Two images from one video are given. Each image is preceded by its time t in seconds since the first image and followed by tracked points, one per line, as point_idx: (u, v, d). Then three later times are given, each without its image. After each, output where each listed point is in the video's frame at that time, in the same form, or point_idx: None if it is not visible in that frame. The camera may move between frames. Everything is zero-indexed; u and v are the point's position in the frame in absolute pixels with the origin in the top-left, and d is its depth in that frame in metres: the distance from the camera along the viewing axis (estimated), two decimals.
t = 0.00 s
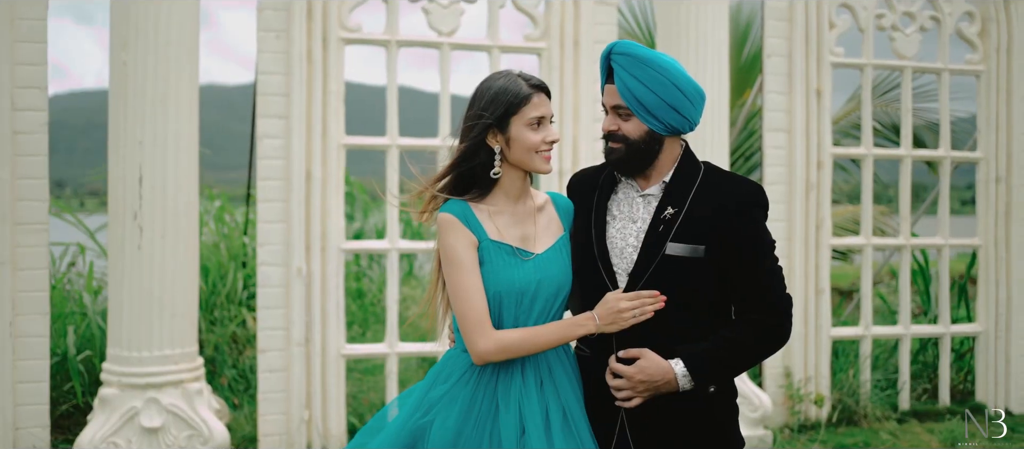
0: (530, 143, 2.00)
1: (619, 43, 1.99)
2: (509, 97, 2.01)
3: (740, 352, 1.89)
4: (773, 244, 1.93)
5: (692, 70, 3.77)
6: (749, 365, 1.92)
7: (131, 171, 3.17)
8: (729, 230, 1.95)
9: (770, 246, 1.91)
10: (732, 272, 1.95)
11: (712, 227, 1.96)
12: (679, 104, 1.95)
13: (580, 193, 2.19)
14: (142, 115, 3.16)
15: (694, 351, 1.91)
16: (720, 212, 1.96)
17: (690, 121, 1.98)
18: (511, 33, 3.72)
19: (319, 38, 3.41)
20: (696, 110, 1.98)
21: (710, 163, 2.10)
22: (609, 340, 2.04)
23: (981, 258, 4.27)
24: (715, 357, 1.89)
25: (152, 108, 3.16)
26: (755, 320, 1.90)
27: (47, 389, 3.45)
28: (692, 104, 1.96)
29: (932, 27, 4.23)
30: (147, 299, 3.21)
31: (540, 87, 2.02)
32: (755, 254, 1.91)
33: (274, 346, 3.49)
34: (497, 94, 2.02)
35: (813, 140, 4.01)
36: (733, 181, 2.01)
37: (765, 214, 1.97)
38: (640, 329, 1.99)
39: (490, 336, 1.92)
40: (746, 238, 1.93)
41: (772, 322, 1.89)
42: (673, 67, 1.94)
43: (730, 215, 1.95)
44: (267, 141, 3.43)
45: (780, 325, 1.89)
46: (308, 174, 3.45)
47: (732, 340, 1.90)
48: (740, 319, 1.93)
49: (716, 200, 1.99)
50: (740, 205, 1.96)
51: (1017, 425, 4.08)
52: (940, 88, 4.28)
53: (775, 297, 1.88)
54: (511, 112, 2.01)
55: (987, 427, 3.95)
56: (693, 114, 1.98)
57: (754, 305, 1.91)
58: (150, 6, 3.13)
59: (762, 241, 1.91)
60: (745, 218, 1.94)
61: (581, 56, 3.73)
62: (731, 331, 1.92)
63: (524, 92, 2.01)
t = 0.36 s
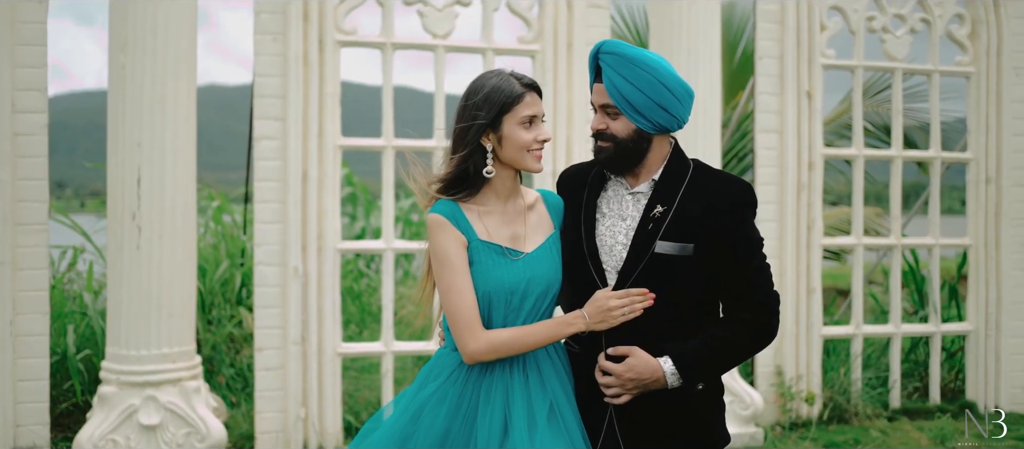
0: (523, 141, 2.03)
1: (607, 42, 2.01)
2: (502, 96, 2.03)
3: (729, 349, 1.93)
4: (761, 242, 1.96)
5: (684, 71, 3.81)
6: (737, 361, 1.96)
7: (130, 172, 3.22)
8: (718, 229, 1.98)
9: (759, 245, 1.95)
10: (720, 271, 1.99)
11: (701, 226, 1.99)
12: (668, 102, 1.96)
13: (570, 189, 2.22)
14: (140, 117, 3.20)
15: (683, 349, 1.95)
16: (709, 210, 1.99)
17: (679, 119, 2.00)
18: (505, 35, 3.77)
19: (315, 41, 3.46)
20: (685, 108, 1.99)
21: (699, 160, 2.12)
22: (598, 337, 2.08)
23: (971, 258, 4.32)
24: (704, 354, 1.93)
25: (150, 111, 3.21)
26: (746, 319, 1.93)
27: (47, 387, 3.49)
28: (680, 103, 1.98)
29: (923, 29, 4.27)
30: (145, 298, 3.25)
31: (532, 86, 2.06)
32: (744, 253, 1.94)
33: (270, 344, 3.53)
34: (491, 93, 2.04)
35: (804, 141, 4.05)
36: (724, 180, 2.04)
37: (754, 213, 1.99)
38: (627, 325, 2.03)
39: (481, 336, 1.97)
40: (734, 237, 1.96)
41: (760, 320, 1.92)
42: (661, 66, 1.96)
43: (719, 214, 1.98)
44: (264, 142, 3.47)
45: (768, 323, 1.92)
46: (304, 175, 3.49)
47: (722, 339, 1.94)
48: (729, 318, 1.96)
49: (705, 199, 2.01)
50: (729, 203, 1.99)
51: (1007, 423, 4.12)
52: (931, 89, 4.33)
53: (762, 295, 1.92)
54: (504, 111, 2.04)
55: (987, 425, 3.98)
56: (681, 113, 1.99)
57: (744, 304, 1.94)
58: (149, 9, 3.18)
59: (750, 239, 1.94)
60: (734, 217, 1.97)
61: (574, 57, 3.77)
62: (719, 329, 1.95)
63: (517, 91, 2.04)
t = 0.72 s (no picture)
0: (513, 144, 1.98)
1: (595, 47, 1.99)
2: (493, 99, 1.99)
3: (717, 356, 1.90)
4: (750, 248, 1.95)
5: (676, 74, 3.86)
6: (726, 368, 1.93)
7: (129, 174, 3.27)
8: (707, 235, 1.96)
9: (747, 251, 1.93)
10: (709, 277, 1.97)
11: (689, 231, 1.97)
12: (656, 108, 1.94)
13: (559, 194, 2.21)
14: (139, 120, 3.25)
15: (669, 355, 1.92)
16: (697, 216, 1.98)
17: (667, 124, 1.98)
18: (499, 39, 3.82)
19: (311, 45, 3.51)
20: (673, 113, 1.98)
21: (688, 165, 2.11)
22: (585, 342, 2.07)
23: (961, 258, 4.36)
24: (692, 361, 1.90)
25: (149, 113, 3.25)
26: (736, 323, 1.90)
27: (47, 385, 3.53)
28: (669, 108, 1.96)
29: (913, 32, 4.32)
30: (144, 297, 3.30)
31: (523, 88, 2.02)
32: (732, 259, 1.92)
33: (267, 344, 3.57)
34: (481, 97, 2.00)
35: (795, 142, 4.10)
36: (710, 185, 2.03)
37: (743, 219, 1.98)
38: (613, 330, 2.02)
39: (470, 341, 1.94)
40: (723, 243, 1.94)
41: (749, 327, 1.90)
42: (649, 71, 1.94)
43: (708, 219, 1.97)
44: (261, 144, 3.52)
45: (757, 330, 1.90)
46: (301, 177, 3.54)
47: (709, 345, 1.90)
48: (717, 324, 1.93)
49: (693, 204, 2.00)
50: (718, 209, 1.97)
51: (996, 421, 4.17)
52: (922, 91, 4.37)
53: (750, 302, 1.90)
54: (495, 114, 1.99)
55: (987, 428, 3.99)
56: (670, 118, 1.97)
57: (732, 309, 1.92)
58: (148, 14, 3.23)
59: (738, 246, 1.93)
60: (722, 222, 1.95)
61: (567, 61, 3.82)
62: (707, 336, 1.92)
63: (507, 94, 2.00)
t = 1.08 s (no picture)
0: (504, 146, 1.97)
1: (585, 53, 1.98)
2: (483, 101, 1.97)
3: (707, 362, 1.89)
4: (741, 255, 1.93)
5: (669, 74, 3.90)
6: (716, 376, 1.91)
7: (128, 173, 3.31)
8: (698, 242, 1.94)
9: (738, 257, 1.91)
10: (698, 285, 1.95)
11: (680, 238, 1.96)
12: (647, 112, 1.93)
13: (551, 198, 2.19)
14: (137, 120, 3.29)
15: (659, 364, 1.91)
16: (688, 223, 1.96)
17: (659, 129, 1.97)
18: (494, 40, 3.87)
19: (308, 46, 3.55)
20: (665, 119, 1.97)
21: (680, 171, 2.10)
22: (574, 348, 2.04)
23: (952, 257, 4.41)
24: (682, 370, 1.89)
25: (147, 114, 3.29)
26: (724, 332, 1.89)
27: (47, 383, 3.57)
28: (660, 113, 1.95)
29: (905, 34, 4.35)
30: (143, 296, 3.34)
31: (514, 90, 2.00)
32: (723, 266, 1.90)
33: (264, 341, 3.61)
34: (472, 98, 1.98)
35: (788, 142, 4.14)
36: (701, 191, 2.01)
37: (734, 226, 1.96)
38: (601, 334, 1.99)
39: (459, 347, 1.91)
40: (713, 250, 1.92)
41: (739, 334, 1.88)
42: (640, 75, 1.93)
43: (698, 226, 1.95)
44: (259, 144, 3.55)
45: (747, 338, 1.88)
46: (298, 177, 3.58)
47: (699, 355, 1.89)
48: (707, 331, 1.92)
49: (684, 211, 1.98)
50: (708, 215, 1.95)
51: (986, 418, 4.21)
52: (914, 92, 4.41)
53: (741, 309, 1.88)
54: (486, 116, 1.97)
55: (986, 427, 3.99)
56: (661, 123, 1.96)
57: (722, 318, 1.91)
58: (147, 15, 3.28)
59: (729, 252, 1.91)
60: (713, 229, 1.93)
61: (562, 62, 3.87)
62: (697, 344, 1.91)
63: (498, 95, 1.98)
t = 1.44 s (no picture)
0: (495, 146, 2.00)
1: (576, 52, 2.00)
2: (475, 99, 2.00)
3: (700, 363, 1.91)
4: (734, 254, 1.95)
5: (663, 76, 3.94)
6: (707, 377, 1.93)
7: (127, 174, 3.35)
8: (690, 240, 1.96)
9: (731, 256, 1.93)
10: (689, 284, 1.98)
11: (672, 236, 1.98)
12: (640, 112, 1.96)
13: (544, 198, 2.22)
14: (136, 121, 3.33)
15: (648, 363, 1.94)
16: (680, 222, 1.98)
17: (652, 129, 2.00)
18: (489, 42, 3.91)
19: (305, 48, 3.59)
20: (658, 118, 1.99)
21: (673, 171, 2.12)
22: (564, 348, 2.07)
23: (945, 257, 4.44)
24: (672, 368, 1.91)
25: (147, 115, 3.33)
26: (712, 332, 1.92)
27: (47, 381, 3.61)
28: (653, 112, 1.98)
29: (898, 35, 4.39)
30: (142, 295, 3.38)
31: (506, 89, 2.03)
32: (714, 265, 1.92)
33: (262, 340, 3.65)
34: (463, 98, 2.01)
35: (781, 143, 4.18)
36: (696, 192, 2.03)
37: (728, 226, 1.98)
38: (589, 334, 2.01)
39: (446, 348, 1.95)
40: (707, 250, 1.94)
41: (729, 334, 1.90)
42: (632, 74, 1.95)
43: (690, 224, 1.97)
44: (257, 145, 3.60)
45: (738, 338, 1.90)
46: (295, 177, 3.62)
47: (688, 355, 1.92)
48: (698, 332, 1.95)
49: (676, 210, 2.00)
50: (701, 213, 1.97)
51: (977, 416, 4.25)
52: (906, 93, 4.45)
53: (732, 307, 1.91)
54: (477, 115, 2.01)
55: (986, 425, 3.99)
56: (654, 122, 1.99)
57: (711, 318, 1.94)
58: (146, 18, 3.32)
59: (721, 251, 1.93)
60: (705, 227, 1.96)
61: (557, 63, 3.91)
62: (687, 344, 1.94)
63: (489, 95, 2.01)
